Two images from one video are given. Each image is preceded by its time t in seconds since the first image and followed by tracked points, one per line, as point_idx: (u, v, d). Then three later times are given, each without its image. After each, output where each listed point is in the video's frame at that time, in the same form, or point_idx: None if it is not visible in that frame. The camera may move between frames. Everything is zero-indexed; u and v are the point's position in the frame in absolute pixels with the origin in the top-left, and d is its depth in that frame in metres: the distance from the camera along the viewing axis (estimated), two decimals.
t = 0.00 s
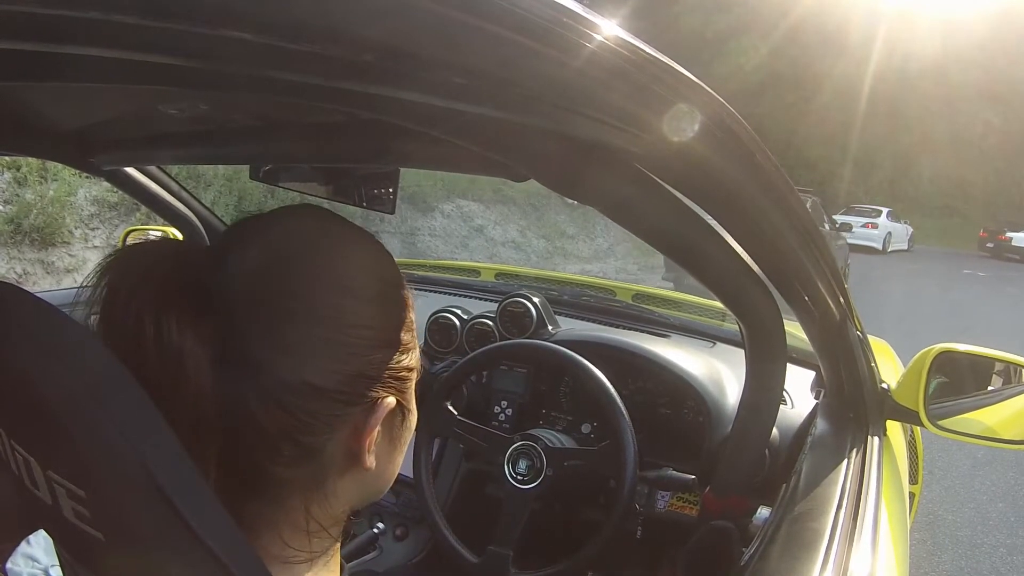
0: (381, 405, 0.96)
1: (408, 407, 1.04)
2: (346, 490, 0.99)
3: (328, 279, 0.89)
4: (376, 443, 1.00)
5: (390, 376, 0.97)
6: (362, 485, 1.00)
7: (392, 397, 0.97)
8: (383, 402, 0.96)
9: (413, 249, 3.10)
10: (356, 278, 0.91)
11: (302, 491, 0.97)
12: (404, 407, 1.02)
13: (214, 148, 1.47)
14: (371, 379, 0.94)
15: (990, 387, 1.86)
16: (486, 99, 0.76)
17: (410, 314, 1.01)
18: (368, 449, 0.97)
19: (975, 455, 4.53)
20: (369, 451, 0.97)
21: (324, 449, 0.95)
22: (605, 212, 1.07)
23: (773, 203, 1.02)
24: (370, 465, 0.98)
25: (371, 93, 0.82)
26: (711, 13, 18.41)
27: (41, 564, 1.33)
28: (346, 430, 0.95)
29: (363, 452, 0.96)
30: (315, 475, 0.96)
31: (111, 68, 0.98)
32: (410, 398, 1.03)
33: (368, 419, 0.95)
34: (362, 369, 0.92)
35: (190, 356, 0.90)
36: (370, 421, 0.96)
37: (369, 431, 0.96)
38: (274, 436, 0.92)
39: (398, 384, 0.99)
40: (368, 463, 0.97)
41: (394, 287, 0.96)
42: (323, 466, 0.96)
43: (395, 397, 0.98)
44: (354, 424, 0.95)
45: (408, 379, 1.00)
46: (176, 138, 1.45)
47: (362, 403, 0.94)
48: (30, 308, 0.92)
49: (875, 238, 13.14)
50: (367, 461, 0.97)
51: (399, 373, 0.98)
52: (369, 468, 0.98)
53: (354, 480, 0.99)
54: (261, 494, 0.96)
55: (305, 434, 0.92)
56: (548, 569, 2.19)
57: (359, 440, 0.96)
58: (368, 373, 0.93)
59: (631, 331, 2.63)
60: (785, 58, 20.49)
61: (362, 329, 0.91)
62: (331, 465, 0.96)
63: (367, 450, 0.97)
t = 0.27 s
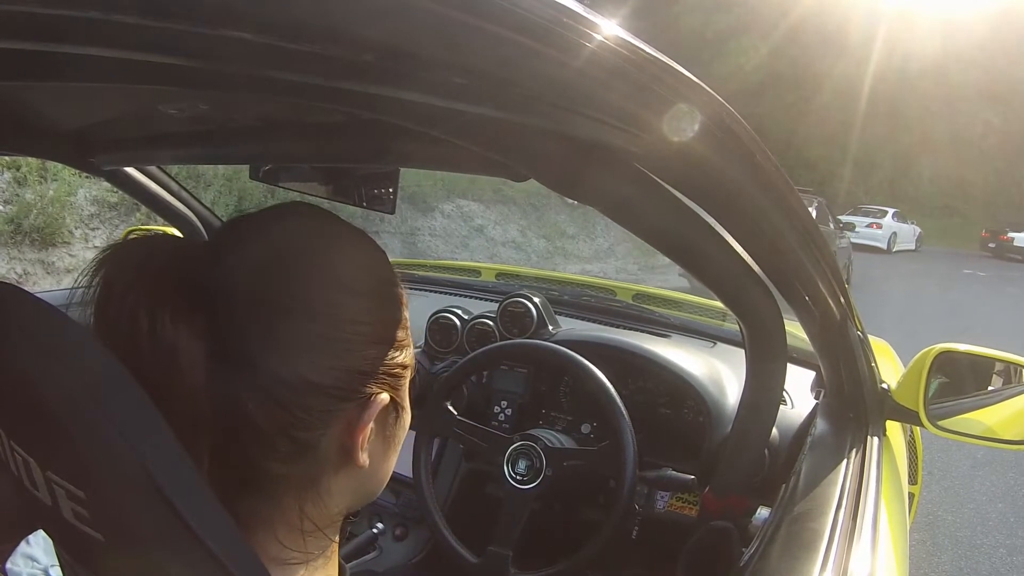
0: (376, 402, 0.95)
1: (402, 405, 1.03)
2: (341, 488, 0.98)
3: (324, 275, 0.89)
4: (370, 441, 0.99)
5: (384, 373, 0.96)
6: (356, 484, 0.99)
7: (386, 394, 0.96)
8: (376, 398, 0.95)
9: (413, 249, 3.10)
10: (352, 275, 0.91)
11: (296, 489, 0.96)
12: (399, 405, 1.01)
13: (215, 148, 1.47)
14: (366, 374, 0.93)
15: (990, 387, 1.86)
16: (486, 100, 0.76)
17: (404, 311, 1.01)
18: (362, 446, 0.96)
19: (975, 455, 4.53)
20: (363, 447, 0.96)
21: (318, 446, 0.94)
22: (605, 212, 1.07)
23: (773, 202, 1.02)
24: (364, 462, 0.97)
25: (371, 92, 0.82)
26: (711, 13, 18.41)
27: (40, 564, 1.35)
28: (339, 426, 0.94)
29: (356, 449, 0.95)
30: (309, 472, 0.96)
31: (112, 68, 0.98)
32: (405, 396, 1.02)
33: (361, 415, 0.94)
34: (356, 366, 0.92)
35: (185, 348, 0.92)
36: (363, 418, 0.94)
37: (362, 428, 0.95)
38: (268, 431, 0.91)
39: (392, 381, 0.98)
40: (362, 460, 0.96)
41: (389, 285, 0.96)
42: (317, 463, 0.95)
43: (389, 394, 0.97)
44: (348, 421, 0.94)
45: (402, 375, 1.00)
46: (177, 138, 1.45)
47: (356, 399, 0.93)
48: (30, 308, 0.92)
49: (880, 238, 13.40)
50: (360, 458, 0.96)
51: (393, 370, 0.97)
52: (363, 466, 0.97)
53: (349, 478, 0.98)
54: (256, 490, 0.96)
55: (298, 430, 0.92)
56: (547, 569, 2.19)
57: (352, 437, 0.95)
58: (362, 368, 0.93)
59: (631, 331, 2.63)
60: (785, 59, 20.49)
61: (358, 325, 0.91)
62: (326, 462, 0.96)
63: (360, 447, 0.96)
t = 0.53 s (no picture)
0: (371, 416, 0.94)
1: (397, 417, 1.02)
2: (334, 498, 0.98)
3: (325, 284, 0.89)
4: (364, 452, 0.98)
5: (381, 385, 0.95)
6: (349, 494, 0.99)
7: (383, 407, 0.95)
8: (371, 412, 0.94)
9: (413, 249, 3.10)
10: (352, 284, 0.91)
11: (289, 497, 0.96)
12: (395, 418, 1.00)
13: (214, 148, 1.47)
14: (361, 387, 0.92)
15: (990, 387, 1.86)
16: (485, 100, 0.76)
17: (404, 324, 1.00)
18: (355, 459, 0.95)
19: (975, 455, 4.53)
20: (356, 460, 0.95)
21: (312, 456, 0.94)
22: (604, 212, 1.07)
23: (773, 203, 1.02)
24: (357, 473, 0.96)
25: (371, 93, 0.82)
26: (711, 13, 18.41)
27: (40, 564, 1.35)
28: (333, 438, 0.93)
29: (349, 462, 0.95)
30: (302, 482, 0.95)
31: (112, 69, 0.98)
32: (401, 408, 1.02)
33: (355, 428, 0.94)
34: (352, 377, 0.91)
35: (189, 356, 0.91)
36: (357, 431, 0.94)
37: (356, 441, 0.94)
38: (262, 440, 0.91)
39: (388, 394, 0.97)
40: (355, 471, 0.96)
41: (389, 296, 0.96)
42: (310, 472, 0.95)
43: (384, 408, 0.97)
44: (342, 432, 0.93)
45: (399, 388, 0.99)
46: (176, 138, 1.45)
47: (351, 411, 0.93)
48: (30, 310, 0.92)
49: (882, 238, 13.54)
50: (354, 470, 0.96)
51: (390, 383, 0.97)
52: (356, 477, 0.97)
53: (342, 488, 0.98)
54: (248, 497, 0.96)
55: (292, 439, 0.92)
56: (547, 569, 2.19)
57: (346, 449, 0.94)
58: (358, 380, 0.92)
59: (631, 331, 2.63)
60: (785, 59, 20.49)
61: (355, 333, 0.91)
62: (319, 472, 0.95)
63: (354, 459, 0.95)
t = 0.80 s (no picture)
0: (363, 419, 0.94)
1: (393, 419, 1.02)
2: (329, 501, 0.98)
3: (315, 291, 0.88)
4: (359, 455, 0.99)
5: (375, 389, 0.95)
6: (345, 497, 0.99)
7: (376, 410, 0.95)
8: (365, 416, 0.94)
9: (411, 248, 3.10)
10: (344, 290, 0.90)
11: (285, 501, 0.96)
12: (390, 420, 1.00)
13: (214, 148, 1.47)
14: (353, 393, 0.92)
15: (991, 386, 1.86)
16: (485, 99, 0.76)
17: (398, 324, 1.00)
18: (350, 462, 0.95)
19: (975, 455, 4.52)
20: (350, 463, 0.95)
21: (306, 460, 0.94)
22: (604, 212, 1.07)
23: (773, 203, 1.02)
24: (351, 476, 0.96)
25: (371, 93, 0.82)
26: (711, 13, 18.39)
27: (40, 564, 1.37)
28: (328, 442, 0.93)
29: (343, 466, 0.95)
30: (297, 486, 0.96)
31: (112, 69, 0.98)
32: (396, 410, 1.02)
33: (349, 432, 0.94)
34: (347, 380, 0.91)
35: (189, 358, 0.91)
36: (351, 435, 0.94)
37: (350, 445, 0.94)
38: (256, 444, 0.92)
39: (383, 396, 0.97)
40: (349, 474, 0.96)
41: (383, 297, 0.96)
42: (304, 479, 0.95)
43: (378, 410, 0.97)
44: (335, 437, 0.93)
45: (393, 392, 0.99)
46: (176, 138, 1.45)
47: (345, 414, 0.92)
48: (31, 311, 0.92)
49: (886, 239, 13.59)
50: (349, 474, 0.96)
51: (384, 386, 0.96)
52: (351, 481, 0.97)
53: (338, 491, 0.98)
54: (245, 502, 0.96)
55: (285, 445, 0.92)
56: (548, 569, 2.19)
57: (340, 453, 0.94)
58: (350, 386, 0.91)
59: (631, 330, 2.63)
60: (785, 59, 20.48)
61: (351, 337, 0.90)
62: (314, 476, 0.95)
63: (349, 462, 0.95)
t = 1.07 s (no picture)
0: (362, 421, 0.93)
1: (397, 423, 1.01)
2: (331, 504, 0.98)
3: (313, 293, 0.88)
4: (361, 459, 0.98)
5: (375, 392, 0.94)
6: (347, 500, 0.99)
7: (376, 413, 0.95)
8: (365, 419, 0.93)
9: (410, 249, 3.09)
10: (342, 292, 0.90)
11: (286, 504, 0.96)
12: (393, 424, 1.00)
13: (214, 149, 1.47)
14: (352, 395, 0.92)
15: (990, 387, 1.86)
16: (485, 99, 0.76)
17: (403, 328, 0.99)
18: (351, 466, 0.95)
19: (975, 455, 4.52)
20: (351, 466, 0.95)
21: (306, 463, 0.93)
22: (604, 212, 1.07)
23: (773, 204, 1.03)
24: (352, 480, 0.96)
25: (371, 93, 0.82)
26: (711, 13, 18.39)
27: (41, 565, 1.41)
28: (328, 444, 0.93)
29: (343, 468, 0.94)
30: (298, 489, 0.95)
31: (112, 69, 0.98)
32: (400, 415, 1.01)
33: (349, 435, 0.93)
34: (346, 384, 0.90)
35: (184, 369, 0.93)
36: (351, 438, 0.93)
37: (350, 448, 0.94)
38: (257, 446, 0.92)
39: (384, 400, 0.96)
40: (350, 478, 0.95)
41: (385, 300, 0.95)
42: (304, 481, 0.95)
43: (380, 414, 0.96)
44: (334, 439, 0.93)
45: (395, 395, 0.98)
46: (175, 138, 1.45)
47: (345, 417, 0.92)
48: (31, 312, 0.92)
49: (890, 239, 13.68)
50: (350, 477, 0.96)
51: (386, 389, 0.96)
52: (353, 484, 0.96)
53: (340, 495, 0.97)
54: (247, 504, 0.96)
55: (283, 447, 0.92)
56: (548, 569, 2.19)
57: (341, 456, 0.94)
58: (349, 389, 0.91)
59: (631, 331, 2.63)
60: (785, 59, 20.48)
61: (350, 340, 0.90)
62: (314, 479, 0.95)
63: (349, 465, 0.95)
